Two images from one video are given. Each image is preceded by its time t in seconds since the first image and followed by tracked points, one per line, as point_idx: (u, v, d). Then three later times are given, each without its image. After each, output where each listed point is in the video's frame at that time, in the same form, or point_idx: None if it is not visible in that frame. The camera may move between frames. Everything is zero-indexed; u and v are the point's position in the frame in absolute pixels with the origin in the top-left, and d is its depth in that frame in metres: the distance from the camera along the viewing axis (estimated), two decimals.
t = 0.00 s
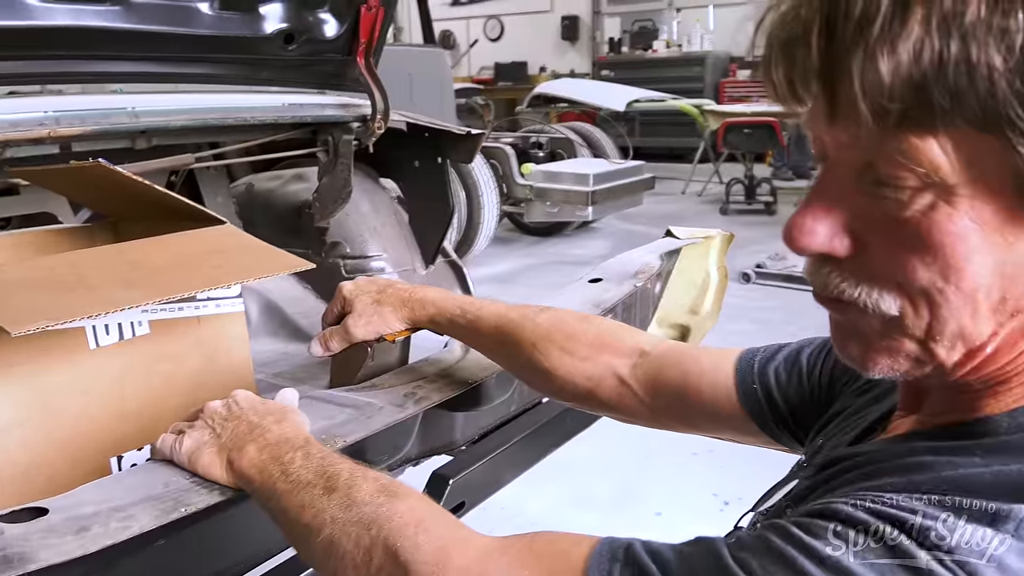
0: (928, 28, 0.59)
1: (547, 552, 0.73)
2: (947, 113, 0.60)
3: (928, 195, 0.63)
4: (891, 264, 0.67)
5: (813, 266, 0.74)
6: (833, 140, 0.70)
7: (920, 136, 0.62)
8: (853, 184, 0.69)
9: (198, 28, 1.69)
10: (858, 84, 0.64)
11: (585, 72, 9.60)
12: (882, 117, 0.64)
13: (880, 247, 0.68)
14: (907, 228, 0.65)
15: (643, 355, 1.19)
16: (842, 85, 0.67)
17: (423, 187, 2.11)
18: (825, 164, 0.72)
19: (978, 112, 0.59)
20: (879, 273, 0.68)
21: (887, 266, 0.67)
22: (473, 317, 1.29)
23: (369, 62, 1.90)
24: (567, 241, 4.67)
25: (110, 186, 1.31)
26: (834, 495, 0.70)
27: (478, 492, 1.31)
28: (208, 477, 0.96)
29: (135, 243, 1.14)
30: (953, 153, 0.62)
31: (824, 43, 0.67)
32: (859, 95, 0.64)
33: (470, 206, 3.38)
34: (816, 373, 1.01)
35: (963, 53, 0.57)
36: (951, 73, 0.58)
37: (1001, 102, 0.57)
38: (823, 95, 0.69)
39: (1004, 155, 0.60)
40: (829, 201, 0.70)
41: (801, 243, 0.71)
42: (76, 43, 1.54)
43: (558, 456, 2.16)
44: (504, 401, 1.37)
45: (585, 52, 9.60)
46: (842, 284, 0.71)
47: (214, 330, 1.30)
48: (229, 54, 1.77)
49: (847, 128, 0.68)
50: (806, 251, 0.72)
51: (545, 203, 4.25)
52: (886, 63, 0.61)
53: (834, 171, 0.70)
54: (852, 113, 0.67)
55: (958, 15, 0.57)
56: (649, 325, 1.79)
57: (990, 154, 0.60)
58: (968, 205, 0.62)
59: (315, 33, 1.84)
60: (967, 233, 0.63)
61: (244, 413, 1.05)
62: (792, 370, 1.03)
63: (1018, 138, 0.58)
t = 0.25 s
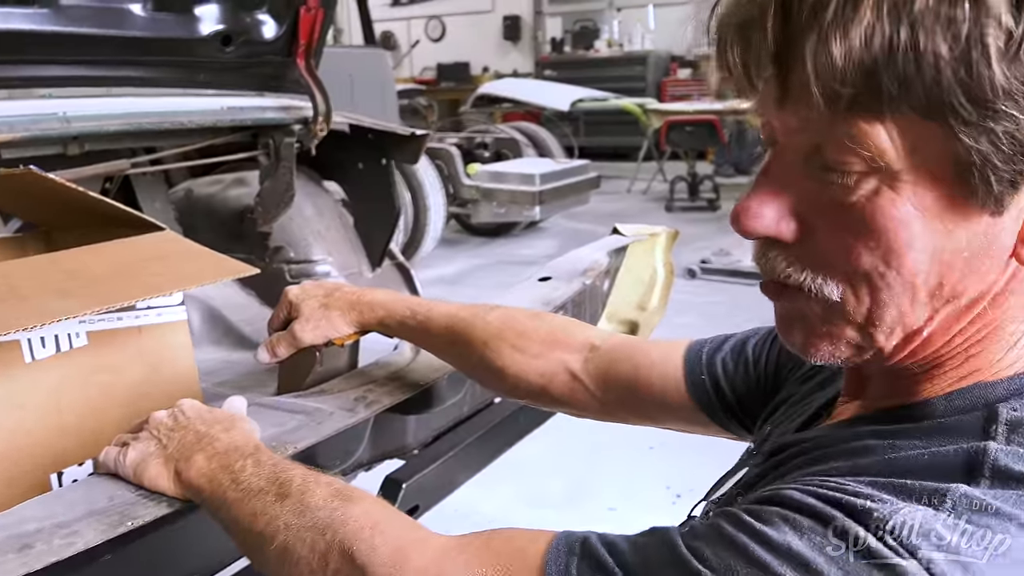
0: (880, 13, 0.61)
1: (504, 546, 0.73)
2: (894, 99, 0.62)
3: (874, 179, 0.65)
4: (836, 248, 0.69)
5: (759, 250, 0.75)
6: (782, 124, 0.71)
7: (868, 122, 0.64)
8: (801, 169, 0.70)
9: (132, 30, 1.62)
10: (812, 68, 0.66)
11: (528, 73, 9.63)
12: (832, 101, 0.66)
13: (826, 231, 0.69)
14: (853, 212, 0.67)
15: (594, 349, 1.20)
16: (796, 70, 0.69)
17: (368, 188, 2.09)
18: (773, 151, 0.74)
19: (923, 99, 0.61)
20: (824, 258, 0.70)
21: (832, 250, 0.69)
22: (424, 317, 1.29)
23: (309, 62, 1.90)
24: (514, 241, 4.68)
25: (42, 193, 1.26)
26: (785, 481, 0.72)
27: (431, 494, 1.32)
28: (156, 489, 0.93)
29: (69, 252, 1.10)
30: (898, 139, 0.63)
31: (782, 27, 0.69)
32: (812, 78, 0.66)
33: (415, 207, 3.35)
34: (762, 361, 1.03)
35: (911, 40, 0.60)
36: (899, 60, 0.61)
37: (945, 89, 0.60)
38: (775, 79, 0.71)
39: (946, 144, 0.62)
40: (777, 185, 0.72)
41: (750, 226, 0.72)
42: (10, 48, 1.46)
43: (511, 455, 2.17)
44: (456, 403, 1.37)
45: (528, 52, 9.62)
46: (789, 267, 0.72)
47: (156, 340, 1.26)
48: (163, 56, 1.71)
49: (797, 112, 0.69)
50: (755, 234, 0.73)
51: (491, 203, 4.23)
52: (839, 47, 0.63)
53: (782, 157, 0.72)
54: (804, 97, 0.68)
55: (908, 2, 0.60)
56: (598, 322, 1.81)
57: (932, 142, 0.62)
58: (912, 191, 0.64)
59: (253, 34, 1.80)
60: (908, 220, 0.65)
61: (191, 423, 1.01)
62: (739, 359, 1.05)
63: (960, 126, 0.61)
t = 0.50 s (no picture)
0: (816, 25, 0.64)
1: (474, 545, 0.73)
2: (834, 106, 0.65)
3: (819, 182, 0.68)
4: (786, 249, 0.72)
5: (714, 252, 0.77)
6: (731, 131, 0.73)
7: (811, 127, 0.67)
8: (750, 173, 0.73)
9: (81, 36, 1.59)
10: (755, 77, 0.68)
11: (483, 76, 9.64)
12: (776, 109, 0.68)
13: (776, 233, 0.72)
14: (801, 215, 0.70)
15: (557, 350, 1.21)
16: (741, 80, 0.71)
17: (325, 194, 2.08)
18: (723, 156, 0.76)
19: (862, 104, 0.64)
20: (775, 258, 0.73)
21: (783, 251, 0.72)
22: (387, 322, 1.29)
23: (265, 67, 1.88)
24: (473, 244, 4.69)
25: None
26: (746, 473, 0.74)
27: (397, 499, 1.29)
28: (117, 502, 0.93)
29: (20, 264, 1.06)
30: (840, 144, 0.66)
31: (725, 38, 0.71)
32: (756, 88, 0.69)
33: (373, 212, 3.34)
34: (721, 358, 1.05)
35: (846, 50, 0.63)
36: (837, 69, 0.64)
37: (880, 95, 0.63)
38: (722, 88, 0.73)
39: (884, 146, 0.65)
40: (728, 189, 0.74)
41: (704, 231, 0.75)
42: None
43: (475, 458, 2.17)
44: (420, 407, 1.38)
45: (483, 55, 9.64)
46: (742, 269, 0.75)
47: (112, 351, 1.22)
48: (113, 63, 1.68)
49: (744, 119, 0.71)
50: (709, 238, 0.75)
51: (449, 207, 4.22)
52: (780, 57, 0.66)
53: (732, 162, 0.74)
54: (749, 105, 0.70)
55: (843, 14, 0.63)
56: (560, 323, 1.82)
57: (871, 146, 0.65)
58: (854, 193, 0.67)
59: (205, 39, 1.78)
60: (852, 219, 0.68)
61: (153, 433, 1.00)
62: (699, 357, 1.07)
63: (896, 129, 0.64)
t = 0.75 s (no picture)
0: (779, 41, 0.66)
1: (459, 548, 0.74)
2: (798, 118, 0.67)
3: (786, 192, 0.70)
4: (757, 256, 0.74)
5: (688, 260, 0.79)
6: (701, 144, 0.75)
7: (777, 139, 0.69)
8: (721, 184, 0.75)
9: (49, 44, 1.59)
10: (722, 92, 0.70)
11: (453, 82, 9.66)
12: (743, 123, 0.70)
13: (747, 242, 0.74)
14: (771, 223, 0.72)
15: (536, 355, 1.23)
16: (709, 95, 0.73)
17: (299, 202, 2.08)
18: (695, 167, 0.78)
19: (825, 116, 0.66)
20: (747, 265, 0.75)
21: (754, 258, 0.74)
22: (365, 329, 1.29)
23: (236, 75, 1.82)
24: (446, 251, 4.69)
25: None
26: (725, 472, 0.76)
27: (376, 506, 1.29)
28: (97, 512, 0.92)
29: None
30: (806, 154, 0.68)
31: (693, 55, 0.73)
32: (723, 102, 0.71)
33: (345, 219, 3.33)
34: (697, 361, 1.07)
35: (807, 65, 0.65)
36: (800, 83, 0.66)
37: (842, 107, 0.65)
38: (690, 103, 0.75)
39: (847, 156, 0.67)
40: (700, 199, 0.76)
41: (677, 240, 0.76)
42: None
43: (452, 464, 2.18)
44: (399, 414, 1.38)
45: (453, 61, 9.65)
46: (715, 276, 0.77)
47: (85, 361, 1.20)
48: (82, 71, 1.67)
49: (713, 132, 0.73)
50: (682, 247, 0.77)
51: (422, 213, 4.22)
52: (745, 73, 0.68)
53: (703, 172, 0.76)
54: (717, 119, 0.72)
55: (804, 30, 0.65)
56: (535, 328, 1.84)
57: (835, 156, 0.68)
58: (821, 201, 0.69)
59: (176, 46, 1.76)
60: (819, 226, 0.70)
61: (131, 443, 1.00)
62: (676, 360, 1.09)
63: (857, 139, 0.66)
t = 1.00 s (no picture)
0: (743, 59, 0.68)
1: (447, 557, 0.75)
2: (764, 133, 0.69)
3: (756, 204, 0.72)
4: (730, 268, 0.75)
5: (664, 272, 0.81)
6: (673, 159, 0.77)
7: (744, 154, 0.71)
8: (693, 197, 0.76)
9: (23, 54, 1.58)
10: (690, 109, 0.72)
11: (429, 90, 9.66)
12: (711, 138, 0.72)
13: (720, 253, 0.76)
14: (743, 235, 0.74)
15: (518, 363, 1.23)
16: (679, 112, 0.75)
17: (277, 211, 2.07)
18: (670, 180, 0.80)
19: (789, 131, 0.68)
20: (720, 277, 0.76)
21: (727, 270, 0.76)
22: (347, 339, 1.29)
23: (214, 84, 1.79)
24: (424, 258, 4.69)
25: None
26: (707, 480, 0.77)
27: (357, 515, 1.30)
28: (79, 526, 0.92)
29: None
30: (773, 168, 0.70)
31: (662, 73, 0.75)
32: (692, 119, 0.72)
33: (322, 228, 3.32)
34: (678, 367, 1.09)
35: (771, 82, 0.67)
36: (764, 99, 0.67)
37: (805, 123, 0.67)
38: (661, 119, 0.77)
39: (813, 169, 0.69)
40: (673, 213, 0.77)
41: (653, 253, 0.78)
42: None
43: (432, 473, 2.18)
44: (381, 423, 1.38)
45: (429, 69, 9.66)
46: (690, 287, 0.78)
47: (63, 373, 1.18)
48: (56, 81, 1.66)
49: (684, 148, 0.75)
50: (658, 260, 0.78)
51: (399, 221, 4.22)
52: (712, 91, 0.70)
53: (677, 186, 0.78)
54: (688, 135, 0.74)
55: (767, 49, 0.67)
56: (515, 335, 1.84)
57: (801, 170, 0.70)
58: (789, 213, 0.71)
59: (153, 56, 1.75)
60: (789, 237, 0.72)
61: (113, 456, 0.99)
62: (656, 366, 1.11)
63: (822, 153, 0.68)
